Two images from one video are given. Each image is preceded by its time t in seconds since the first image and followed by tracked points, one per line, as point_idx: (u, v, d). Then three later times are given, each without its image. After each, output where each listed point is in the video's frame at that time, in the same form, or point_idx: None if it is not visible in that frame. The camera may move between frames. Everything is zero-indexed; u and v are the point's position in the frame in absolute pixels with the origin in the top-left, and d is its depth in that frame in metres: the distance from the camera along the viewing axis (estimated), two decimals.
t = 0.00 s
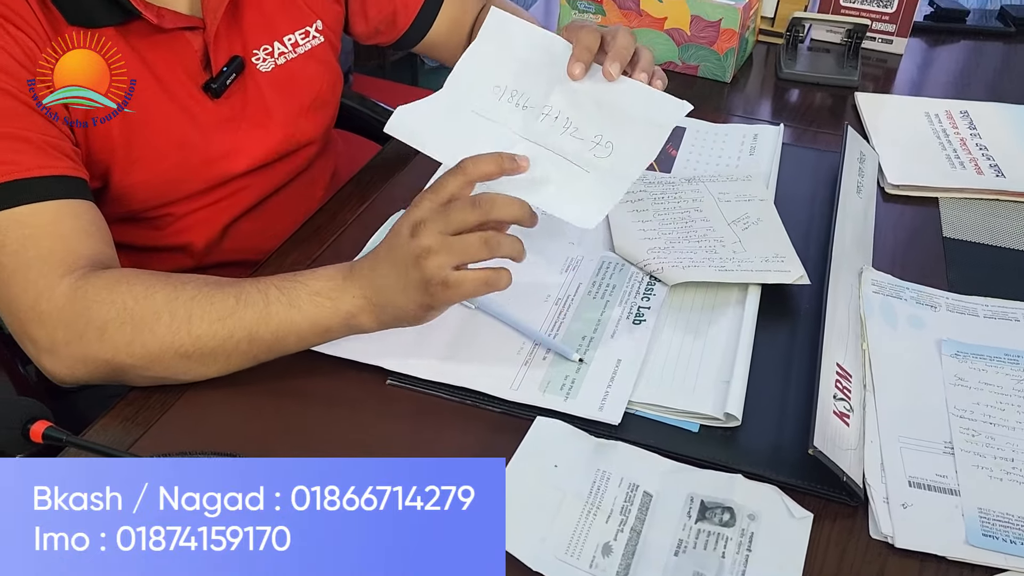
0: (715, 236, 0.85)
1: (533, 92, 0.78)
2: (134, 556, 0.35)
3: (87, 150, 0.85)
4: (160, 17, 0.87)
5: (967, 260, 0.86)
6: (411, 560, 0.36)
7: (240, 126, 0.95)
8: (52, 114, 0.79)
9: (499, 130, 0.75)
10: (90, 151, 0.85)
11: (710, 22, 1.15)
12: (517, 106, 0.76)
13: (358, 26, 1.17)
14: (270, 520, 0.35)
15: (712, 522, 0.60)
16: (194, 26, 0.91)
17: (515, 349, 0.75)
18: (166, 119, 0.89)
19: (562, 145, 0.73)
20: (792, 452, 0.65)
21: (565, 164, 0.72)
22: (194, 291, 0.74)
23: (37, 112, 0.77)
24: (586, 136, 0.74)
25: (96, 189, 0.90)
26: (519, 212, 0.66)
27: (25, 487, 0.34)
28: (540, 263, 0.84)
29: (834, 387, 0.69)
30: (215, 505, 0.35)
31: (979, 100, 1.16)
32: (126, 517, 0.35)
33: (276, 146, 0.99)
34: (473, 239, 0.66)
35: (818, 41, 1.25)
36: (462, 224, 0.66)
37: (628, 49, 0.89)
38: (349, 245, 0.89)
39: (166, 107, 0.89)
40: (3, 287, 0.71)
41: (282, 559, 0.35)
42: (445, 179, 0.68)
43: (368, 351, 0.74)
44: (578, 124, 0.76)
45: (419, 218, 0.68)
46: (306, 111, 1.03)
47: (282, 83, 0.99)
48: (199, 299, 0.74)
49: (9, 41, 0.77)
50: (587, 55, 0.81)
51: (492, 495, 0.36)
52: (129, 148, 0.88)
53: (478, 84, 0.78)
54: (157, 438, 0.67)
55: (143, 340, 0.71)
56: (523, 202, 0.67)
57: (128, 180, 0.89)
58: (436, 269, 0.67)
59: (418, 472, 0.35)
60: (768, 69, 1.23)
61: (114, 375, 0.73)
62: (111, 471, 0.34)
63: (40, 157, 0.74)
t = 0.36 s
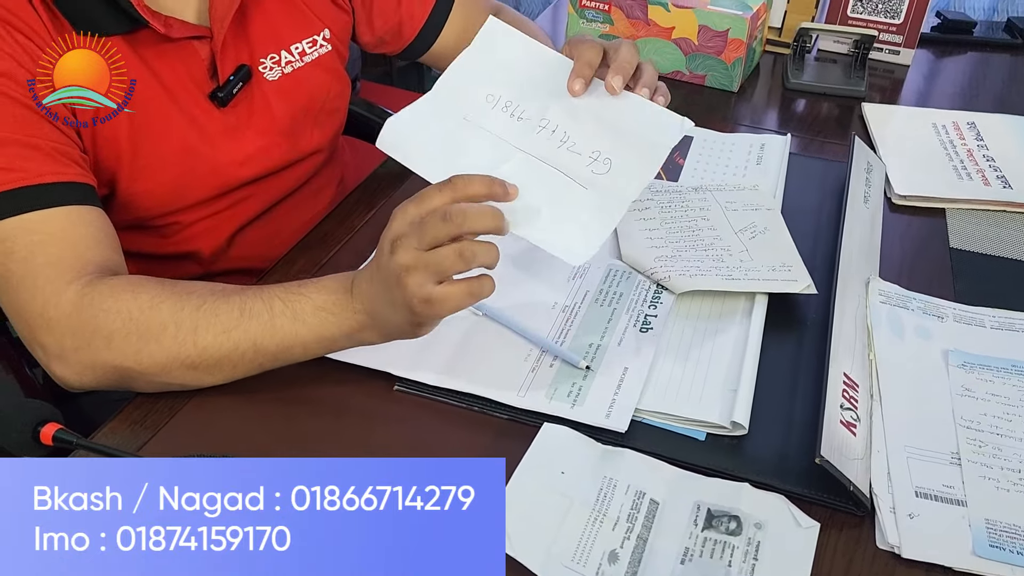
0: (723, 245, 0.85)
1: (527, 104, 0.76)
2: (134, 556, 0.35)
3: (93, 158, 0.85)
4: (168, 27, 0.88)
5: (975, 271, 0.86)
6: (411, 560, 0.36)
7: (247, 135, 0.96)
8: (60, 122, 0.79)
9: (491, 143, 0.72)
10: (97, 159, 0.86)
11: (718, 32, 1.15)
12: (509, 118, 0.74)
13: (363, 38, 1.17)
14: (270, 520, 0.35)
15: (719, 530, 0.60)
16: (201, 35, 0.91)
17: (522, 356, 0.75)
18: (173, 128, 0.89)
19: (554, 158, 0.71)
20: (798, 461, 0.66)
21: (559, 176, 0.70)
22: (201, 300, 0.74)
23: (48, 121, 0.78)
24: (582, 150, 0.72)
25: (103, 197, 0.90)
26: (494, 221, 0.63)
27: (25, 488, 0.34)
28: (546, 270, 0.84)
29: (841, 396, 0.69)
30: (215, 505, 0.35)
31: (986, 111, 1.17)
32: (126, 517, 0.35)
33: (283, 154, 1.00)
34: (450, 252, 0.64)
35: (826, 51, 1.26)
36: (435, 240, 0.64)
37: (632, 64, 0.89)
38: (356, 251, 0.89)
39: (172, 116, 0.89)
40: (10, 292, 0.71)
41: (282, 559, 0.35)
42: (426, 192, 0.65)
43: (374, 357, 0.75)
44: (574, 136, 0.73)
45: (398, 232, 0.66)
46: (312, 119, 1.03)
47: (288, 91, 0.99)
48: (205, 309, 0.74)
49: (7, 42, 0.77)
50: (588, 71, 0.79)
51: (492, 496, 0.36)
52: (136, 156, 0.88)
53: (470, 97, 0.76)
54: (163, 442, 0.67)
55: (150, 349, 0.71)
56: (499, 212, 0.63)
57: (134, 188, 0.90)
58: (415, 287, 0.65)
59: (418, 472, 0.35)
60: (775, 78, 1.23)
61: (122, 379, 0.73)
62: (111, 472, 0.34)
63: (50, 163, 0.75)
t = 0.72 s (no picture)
0: (728, 251, 0.85)
1: (536, 129, 0.75)
2: (134, 556, 0.35)
3: (98, 165, 0.86)
4: (174, 36, 0.88)
5: (981, 279, 0.86)
6: (411, 560, 0.36)
7: (251, 142, 0.96)
8: (65, 128, 0.80)
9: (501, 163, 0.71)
10: (101, 166, 0.86)
11: (724, 39, 1.15)
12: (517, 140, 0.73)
13: (367, 45, 1.17)
14: (270, 520, 0.35)
15: (722, 537, 0.60)
16: (207, 43, 0.92)
17: (526, 361, 0.74)
18: (177, 136, 0.90)
19: (565, 185, 0.70)
20: (802, 469, 0.65)
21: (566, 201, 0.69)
22: (207, 305, 0.75)
23: (54, 126, 0.79)
24: (593, 176, 0.71)
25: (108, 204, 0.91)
26: (506, 220, 0.64)
27: (25, 488, 0.34)
28: (551, 276, 0.84)
29: (845, 403, 0.69)
30: (215, 505, 0.35)
31: (993, 119, 1.16)
32: (126, 516, 0.35)
33: (287, 162, 1.00)
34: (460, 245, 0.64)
35: (832, 58, 1.26)
36: (447, 236, 0.64)
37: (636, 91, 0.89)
38: (361, 256, 0.89)
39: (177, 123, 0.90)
40: (14, 296, 0.72)
41: (282, 559, 0.35)
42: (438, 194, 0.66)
43: (378, 361, 0.75)
44: (585, 162, 0.73)
45: (407, 231, 0.66)
46: (316, 127, 1.03)
47: (293, 99, 1.00)
48: (210, 314, 0.74)
49: (7, 44, 0.78)
50: (595, 97, 0.77)
51: (492, 496, 0.36)
52: (141, 164, 0.88)
53: (477, 119, 0.75)
54: (167, 445, 0.67)
55: (155, 354, 0.71)
56: (511, 212, 0.64)
57: (139, 195, 0.90)
58: (423, 285, 0.65)
59: (418, 472, 0.35)
60: (780, 85, 1.23)
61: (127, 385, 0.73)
62: (110, 471, 0.34)
63: (56, 168, 0.75)
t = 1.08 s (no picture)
0: (729, 273, 0.85)
1: (552, 151, 0.74)
2: (134, 556, 0.34)
3: (113, 188, 0.87)
4: (192, 61, 0.90)
5: (983, 300, 0.86)
6: (411, 560, 0.35)
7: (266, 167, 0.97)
8: (80, 151, 0.81)
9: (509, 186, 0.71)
10: (116, 188, 0.87)
11: (725, 60, 1.16)
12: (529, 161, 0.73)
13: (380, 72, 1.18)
14: (270, 519, 0.34)
15: (724, 564, 0.60)
16: (224, 69, 0.93)
17: (528, 385, 0.75)
18: (192, 160, 0.91)
19: (576, 222, 0.70)
20: (805, 493, 0.65)
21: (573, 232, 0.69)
22: (213, 331, 0.75)
23: (69, 148, 0.79)
24: (602, 214, 0.71)
25: (121, 226, 0.91)
26: (517, 254, 0.66)
27: (25, 488, 0.33)
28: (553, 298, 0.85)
29: (847, 428, 0.69)
30: (215, 504, 0.34)
31: (994, 138, 1.17)
32: (126, 517, 0.34)
33: (299, 186, 1.01)
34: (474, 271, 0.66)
35: (834, 78, 1.26)
36: (462, 261, 0.66)
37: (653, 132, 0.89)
38: (364, 278, 0.90)
39: (193, 147, 0.91)
40: (25, 316, 0.72)
41: (282, 559, 0.34)
42: (454, 223, 0.68)
43: (381, 385, 0.75)
44: (597, 198, 0.72)
45: (421, 255, 0.68)
46: (328, 152, 1.05)
47: (306, 125, 1.00)
48: (217, 340, 0.74)
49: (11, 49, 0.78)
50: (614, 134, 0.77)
51: (491, 495, 0.35)
52: (156, 187, 0.89)
53: (498, 131, 0.74)
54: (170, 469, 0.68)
55: (162, 379, 0.71)
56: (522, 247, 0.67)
57: (153, 219, 0.91)
58: (434, 309, 0.66)
59: (417, 472, 0.34)
60: (782, 105, 1.24)
61: (132, 410, 0.73)
62: (111, 470, 0.33)
63: (65, 191, 0.75)
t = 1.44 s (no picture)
0: (733, 309, 0.86)
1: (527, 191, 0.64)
2: (133, 556, 0.35)
3: (139, 229, 0.88)
4: (218, 104, 0.92)
5: (985, 334, 0.86)
6: (413, 558, 0.36)
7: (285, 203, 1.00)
8: (108, 195, 0.82)
9: (504, 250, 0.64)
10: (141, 230, 0.88)
11: (727, 94, 1.17)
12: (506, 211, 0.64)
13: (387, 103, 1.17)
14: (270, 519, 0.35)
15: None
16: (249, 110, 0.95)
17: (534, 424, 0.75)
18: (216, 200, 0.93)
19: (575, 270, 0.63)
20: (810, 531, 0.66)
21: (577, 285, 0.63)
22: (221, 384, 0.74)
23: (94, 192, 0.80)
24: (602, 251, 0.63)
25: (143, 266, 0.92)
26: (519, 339, 0.62)
27: (25, 487, 0.34)
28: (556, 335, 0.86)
29: (852, 466, 0.69)
30: (215, 505, 0.35)
31: (995, 169, 1.18)
32: (126, 517, 0.35)
33: (318, 223, 1.03)
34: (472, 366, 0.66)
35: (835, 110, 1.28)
36: (459, 355, 0.65)
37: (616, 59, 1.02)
38: (371, 315, 0.91)
39: (216, 187, 0.92)
40: (40, 359, 0.73)
41: (282, 559, 0.35)
42: (449, 302, 0.65)
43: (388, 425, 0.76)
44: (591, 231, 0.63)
45: (417, 345, 0.66)
46: (347, 187, 1.07)
47: (324, 163, 1.03)
48: (225, 395, 0.73)
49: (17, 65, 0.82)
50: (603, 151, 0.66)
51: (491, 494, 0.36)
52: (180, 227, 0.91)
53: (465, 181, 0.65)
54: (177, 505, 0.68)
55: (170, 431, 0.73)
56: (524, 327, 0.62)
57: (176, 258, 0.92)
58: (431, 402, 0.67)
59: (417, 472, 0.35)
60: (785, 136, 1.25)
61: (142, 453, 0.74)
62: (113, 471, 0.34)
63: (87, 234, 0.77)
